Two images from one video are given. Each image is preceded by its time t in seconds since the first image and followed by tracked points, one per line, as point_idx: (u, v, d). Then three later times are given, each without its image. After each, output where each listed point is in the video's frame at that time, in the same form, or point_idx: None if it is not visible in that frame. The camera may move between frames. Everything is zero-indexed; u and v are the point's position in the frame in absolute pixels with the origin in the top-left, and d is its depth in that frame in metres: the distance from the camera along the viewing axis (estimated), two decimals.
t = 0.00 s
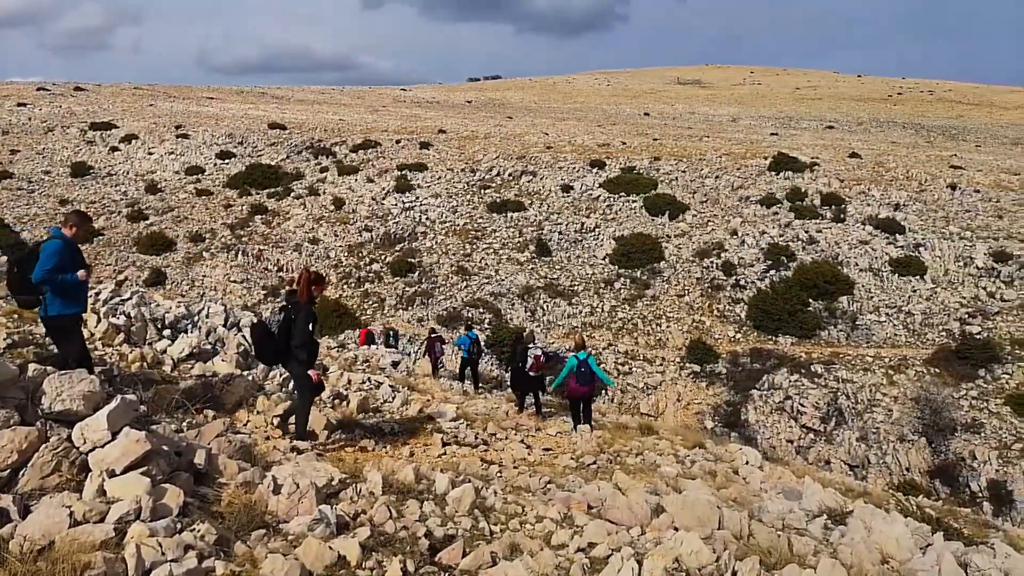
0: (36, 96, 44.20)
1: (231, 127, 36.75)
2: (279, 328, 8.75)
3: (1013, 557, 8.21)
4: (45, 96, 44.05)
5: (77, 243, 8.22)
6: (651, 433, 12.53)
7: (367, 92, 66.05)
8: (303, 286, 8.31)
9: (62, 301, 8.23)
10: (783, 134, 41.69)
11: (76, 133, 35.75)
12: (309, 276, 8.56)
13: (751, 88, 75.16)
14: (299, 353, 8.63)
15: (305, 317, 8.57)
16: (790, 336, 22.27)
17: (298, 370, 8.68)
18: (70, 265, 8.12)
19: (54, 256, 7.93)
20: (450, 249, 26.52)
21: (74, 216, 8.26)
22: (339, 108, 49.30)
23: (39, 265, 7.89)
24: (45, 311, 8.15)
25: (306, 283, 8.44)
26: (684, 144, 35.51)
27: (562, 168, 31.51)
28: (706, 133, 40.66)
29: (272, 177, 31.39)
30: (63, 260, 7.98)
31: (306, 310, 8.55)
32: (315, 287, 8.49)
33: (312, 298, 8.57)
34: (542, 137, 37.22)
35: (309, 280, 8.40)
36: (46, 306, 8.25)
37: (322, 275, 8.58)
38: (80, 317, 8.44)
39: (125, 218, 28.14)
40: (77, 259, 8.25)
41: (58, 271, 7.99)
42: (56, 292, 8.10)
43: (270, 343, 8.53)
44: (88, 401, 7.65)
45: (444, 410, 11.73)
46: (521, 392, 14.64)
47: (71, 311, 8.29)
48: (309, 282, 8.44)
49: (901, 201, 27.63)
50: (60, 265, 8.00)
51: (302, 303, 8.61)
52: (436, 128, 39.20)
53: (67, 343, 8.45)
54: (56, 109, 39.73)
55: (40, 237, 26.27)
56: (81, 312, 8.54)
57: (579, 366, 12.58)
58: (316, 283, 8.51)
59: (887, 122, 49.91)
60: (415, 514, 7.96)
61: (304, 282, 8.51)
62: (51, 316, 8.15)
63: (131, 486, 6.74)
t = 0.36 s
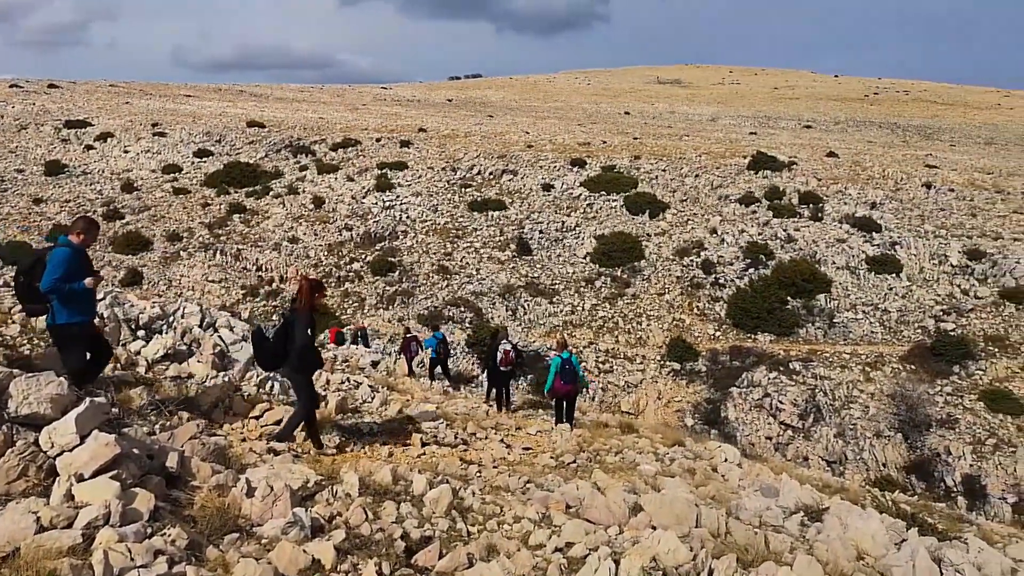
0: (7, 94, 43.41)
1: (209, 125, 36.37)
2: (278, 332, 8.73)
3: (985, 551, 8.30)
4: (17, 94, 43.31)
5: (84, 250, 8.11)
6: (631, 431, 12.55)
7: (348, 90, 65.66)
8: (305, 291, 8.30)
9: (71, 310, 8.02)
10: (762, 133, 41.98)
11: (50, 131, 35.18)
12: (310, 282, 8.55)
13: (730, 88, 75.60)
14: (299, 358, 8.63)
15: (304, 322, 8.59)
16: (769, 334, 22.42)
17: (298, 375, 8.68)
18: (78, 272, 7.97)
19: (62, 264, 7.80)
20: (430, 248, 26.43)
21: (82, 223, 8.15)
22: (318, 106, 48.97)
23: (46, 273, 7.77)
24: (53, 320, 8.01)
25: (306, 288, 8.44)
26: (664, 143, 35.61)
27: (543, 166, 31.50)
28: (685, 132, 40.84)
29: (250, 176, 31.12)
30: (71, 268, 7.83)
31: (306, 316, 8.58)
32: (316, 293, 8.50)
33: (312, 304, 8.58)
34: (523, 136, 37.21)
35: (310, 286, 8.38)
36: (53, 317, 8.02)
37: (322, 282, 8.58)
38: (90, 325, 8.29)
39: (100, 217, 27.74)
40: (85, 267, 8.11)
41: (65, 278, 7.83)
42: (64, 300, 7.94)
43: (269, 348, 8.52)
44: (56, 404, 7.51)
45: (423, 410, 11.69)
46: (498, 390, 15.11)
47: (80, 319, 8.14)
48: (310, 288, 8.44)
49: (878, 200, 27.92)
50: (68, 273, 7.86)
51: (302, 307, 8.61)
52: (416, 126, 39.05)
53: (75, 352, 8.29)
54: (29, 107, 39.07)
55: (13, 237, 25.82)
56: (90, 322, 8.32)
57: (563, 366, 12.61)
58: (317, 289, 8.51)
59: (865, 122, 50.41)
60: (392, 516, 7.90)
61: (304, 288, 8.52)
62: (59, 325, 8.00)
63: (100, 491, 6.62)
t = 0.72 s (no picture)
0: None
1: (186, 123, 35.98)
2: (278, 331, 8.67)
3: (958, 545, 8.44)
4: None
5: (89, 256, 7.95)
6: (611, 429, 12.58)
7: (328, 88, 65.25)
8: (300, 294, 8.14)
9: (71, 316, 7.94)
10: (741, 133, 42.29)
11: (23, 128, 34.61)
12: (307, 283, 8.36)
13: (710, 87, 76.13)
14: (298, 359, 8.60)
15: (301, 324, 8.46)
16: (748, 332, 22.61)
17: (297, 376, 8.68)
18: (80, 278, 7.84)
19: (64, 270, 7.69)
20: (411, 247, 26.33)
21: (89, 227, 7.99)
22: (297, 104, 48.61)
23: (48, 279, 7.68)
24: (53, 325, 7.95)
25: (302, 291, 8.28)
26: (644, 142, 35.77)
27: (523, 165, 31.50)
28: (664, 131, 41.03)
29: (228, 174, 30.83)
30: (72, 275, 7.72)
31: (303, 316, 8.44)
32: (313, 296, 8.32)
33: (309, 306, 8.43)
34: (503, 134, 37.18)
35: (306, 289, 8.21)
36: (55, 322, 7.98)
37: (320, 283, 8.39)
38: (91, 331, 8.21)
39: (75, 216, 27.33)
40: (88, 274, 7.98)
41: (66, 285, 7.73)
42: (65, 307, 7.85)
43: (267, 350, 8.50)
44: (26, 406, 7.39)
45: (402, 410, 11.64)
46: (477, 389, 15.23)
47: (80, 324, 8.07)
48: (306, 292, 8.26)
49: (854, 198, 28.24)
50: (68, 279, 7.74)
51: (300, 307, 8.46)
52: (396, 125, 38.88)
53: (75, 358, 8.25)
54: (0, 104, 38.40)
55: None
56: (91, 328, 8.23)
57: (543, 364, 12.69)
58: (314, 291, 8.33)
59: (842, 121, 50.97)
60: (369, 516, 7.85)
61: (301, 290, 8.35)
62: (59, 330, 7.95)
63: (70, 494, 6.51)
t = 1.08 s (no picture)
0: None
1: (160, 121, 35.48)
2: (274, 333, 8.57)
3: (931, 538, 8.59)
4: None
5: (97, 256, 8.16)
6: (590, 427, 12.64)
7: (306, 86, 64.72)
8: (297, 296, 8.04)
9: (81, 314, 8.17)
10: (719, 132, 42.60)
11: None
12: (304, 285, 8.25)
13: (688, 87, 76.66)
14: (295, 361, 8.53)
15: (298, 327, 8.37)
16: (725, 329, 22.84)
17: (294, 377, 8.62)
18: (90, 278, 8.07)
19: (75, 270, 7.87)
20: (390, 246, 26.22)
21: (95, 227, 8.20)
22: (274, 101, 48.12)
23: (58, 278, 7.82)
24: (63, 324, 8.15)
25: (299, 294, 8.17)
26: (622, 141, 35.93)
27: (502, 164, 31.50)
28: (643, 130, 41.23)
29: (204, 173, 30.48)
30: (84, 274, 7.92)
31: (300, 317, 8.34)
32: (310, 298, 8.22)
33: (307, 308, 8.34)
34: (483, 133, 37.13)
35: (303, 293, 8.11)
36: (63, 320, 8.17)
37: (317, 285, 8.28)
38: (99, 327, 8.48)
39: (47, 215, 26.83)
40: (96, 273, 8.20)
41: (77, 284, 7.91)
42: (75, 305, 8.07)
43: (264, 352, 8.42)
44: None
45: (381, 409, 11.60)
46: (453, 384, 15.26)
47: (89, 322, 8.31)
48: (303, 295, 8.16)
49: (829, 196, 28.60)
50: (79, 279, 7.94)
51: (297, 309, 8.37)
52: (375, 123, 38.64)
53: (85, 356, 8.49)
54: None
55: None
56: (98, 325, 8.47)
57: (521, 360, 12.74)
58: (311, 294, 8.22)
59: (817, 121, 51.57)
60: (348, 517, 7.81)
61: (297, 292, 8.24)
62: (70, 329, 8.15)
63: (41, 497, 6.35)
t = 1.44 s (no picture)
0: None
1: (139, 119, 35.04)
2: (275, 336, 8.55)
3: (909, 532, 8.71)
4: None
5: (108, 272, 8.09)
6: (573, 425, 12.68)
7: (287, 84, 64.18)
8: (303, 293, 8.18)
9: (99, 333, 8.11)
10: (700, 131, 42.86)
11: None
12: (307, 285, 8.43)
13: (669, 86, 76.99)
14: (299, 361, 8.45)
15: (302, 325, 8.43)
16: (707, 327, 23.02)
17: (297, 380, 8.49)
18: (106, 295, 8.02)
19: (94, 290, 7.83)
20: (373, 245, 26.11)
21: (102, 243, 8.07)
22: (254, 99, 47.69)
23: (79, 299, 7.75)
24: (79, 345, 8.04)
25: (304, 291, 8.31)
26: (605, 139, 36.03)
27: (485, 162, 31.47)
28: (625, 129, 41.37)
29: (183, 171, 30.15)
30: (103, 293, 7.89)
31: (304, 318, 8.41)
32: (315, 296, 8.37)
33: (311, 306, 8.46)
34: (465, 131, 37.05)
35: (310, 290, 8.27)
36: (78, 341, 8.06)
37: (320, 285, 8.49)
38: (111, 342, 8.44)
39: (22, 214, 26.38)
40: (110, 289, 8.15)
41: (97, 303, 7.89)
42: (94, 325, 8.01)
43: (268, 352, 8.34)
44: None
45: (363, 409, 11.56)
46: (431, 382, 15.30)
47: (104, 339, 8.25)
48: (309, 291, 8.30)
49: (809, 195, 28.89)
50: (99, 298, 7.90)
51: (300, 309, 8.45)
52: (357, 121, 38.43)
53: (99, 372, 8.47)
54: None
55: None
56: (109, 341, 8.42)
57: (501, 356, 12.76)
58: (315, 292, 8.40)
59: (797, 120, 52.03)
60: (330, 517, 7.77)
61: (302, 291, 8.38)
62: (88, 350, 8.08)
63: (17, 500, 6.21)
